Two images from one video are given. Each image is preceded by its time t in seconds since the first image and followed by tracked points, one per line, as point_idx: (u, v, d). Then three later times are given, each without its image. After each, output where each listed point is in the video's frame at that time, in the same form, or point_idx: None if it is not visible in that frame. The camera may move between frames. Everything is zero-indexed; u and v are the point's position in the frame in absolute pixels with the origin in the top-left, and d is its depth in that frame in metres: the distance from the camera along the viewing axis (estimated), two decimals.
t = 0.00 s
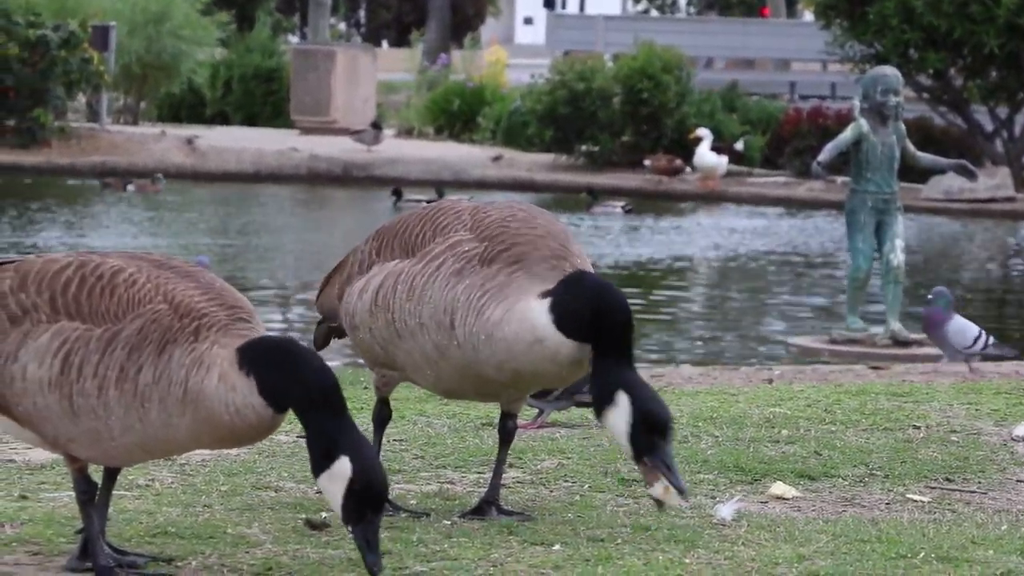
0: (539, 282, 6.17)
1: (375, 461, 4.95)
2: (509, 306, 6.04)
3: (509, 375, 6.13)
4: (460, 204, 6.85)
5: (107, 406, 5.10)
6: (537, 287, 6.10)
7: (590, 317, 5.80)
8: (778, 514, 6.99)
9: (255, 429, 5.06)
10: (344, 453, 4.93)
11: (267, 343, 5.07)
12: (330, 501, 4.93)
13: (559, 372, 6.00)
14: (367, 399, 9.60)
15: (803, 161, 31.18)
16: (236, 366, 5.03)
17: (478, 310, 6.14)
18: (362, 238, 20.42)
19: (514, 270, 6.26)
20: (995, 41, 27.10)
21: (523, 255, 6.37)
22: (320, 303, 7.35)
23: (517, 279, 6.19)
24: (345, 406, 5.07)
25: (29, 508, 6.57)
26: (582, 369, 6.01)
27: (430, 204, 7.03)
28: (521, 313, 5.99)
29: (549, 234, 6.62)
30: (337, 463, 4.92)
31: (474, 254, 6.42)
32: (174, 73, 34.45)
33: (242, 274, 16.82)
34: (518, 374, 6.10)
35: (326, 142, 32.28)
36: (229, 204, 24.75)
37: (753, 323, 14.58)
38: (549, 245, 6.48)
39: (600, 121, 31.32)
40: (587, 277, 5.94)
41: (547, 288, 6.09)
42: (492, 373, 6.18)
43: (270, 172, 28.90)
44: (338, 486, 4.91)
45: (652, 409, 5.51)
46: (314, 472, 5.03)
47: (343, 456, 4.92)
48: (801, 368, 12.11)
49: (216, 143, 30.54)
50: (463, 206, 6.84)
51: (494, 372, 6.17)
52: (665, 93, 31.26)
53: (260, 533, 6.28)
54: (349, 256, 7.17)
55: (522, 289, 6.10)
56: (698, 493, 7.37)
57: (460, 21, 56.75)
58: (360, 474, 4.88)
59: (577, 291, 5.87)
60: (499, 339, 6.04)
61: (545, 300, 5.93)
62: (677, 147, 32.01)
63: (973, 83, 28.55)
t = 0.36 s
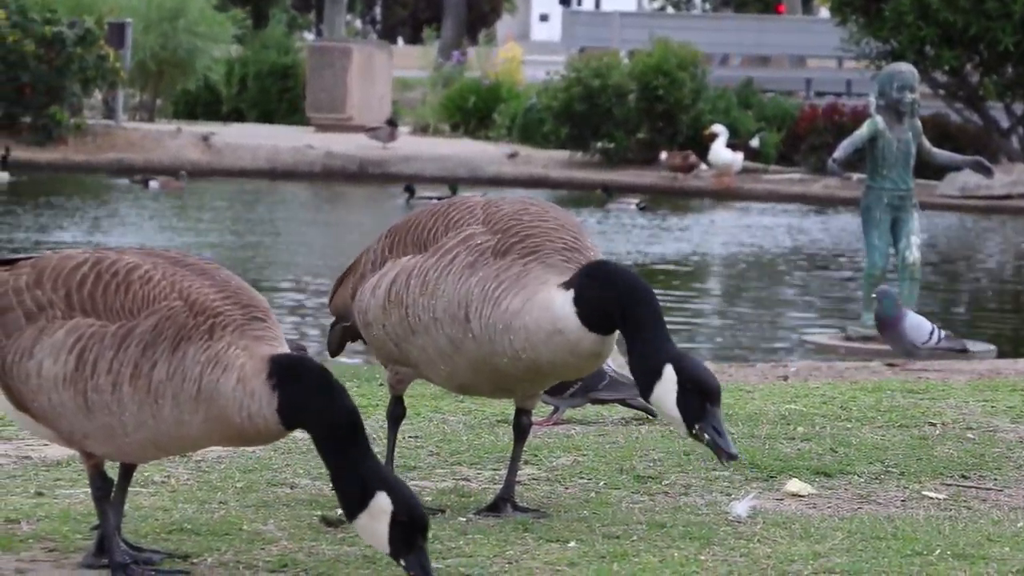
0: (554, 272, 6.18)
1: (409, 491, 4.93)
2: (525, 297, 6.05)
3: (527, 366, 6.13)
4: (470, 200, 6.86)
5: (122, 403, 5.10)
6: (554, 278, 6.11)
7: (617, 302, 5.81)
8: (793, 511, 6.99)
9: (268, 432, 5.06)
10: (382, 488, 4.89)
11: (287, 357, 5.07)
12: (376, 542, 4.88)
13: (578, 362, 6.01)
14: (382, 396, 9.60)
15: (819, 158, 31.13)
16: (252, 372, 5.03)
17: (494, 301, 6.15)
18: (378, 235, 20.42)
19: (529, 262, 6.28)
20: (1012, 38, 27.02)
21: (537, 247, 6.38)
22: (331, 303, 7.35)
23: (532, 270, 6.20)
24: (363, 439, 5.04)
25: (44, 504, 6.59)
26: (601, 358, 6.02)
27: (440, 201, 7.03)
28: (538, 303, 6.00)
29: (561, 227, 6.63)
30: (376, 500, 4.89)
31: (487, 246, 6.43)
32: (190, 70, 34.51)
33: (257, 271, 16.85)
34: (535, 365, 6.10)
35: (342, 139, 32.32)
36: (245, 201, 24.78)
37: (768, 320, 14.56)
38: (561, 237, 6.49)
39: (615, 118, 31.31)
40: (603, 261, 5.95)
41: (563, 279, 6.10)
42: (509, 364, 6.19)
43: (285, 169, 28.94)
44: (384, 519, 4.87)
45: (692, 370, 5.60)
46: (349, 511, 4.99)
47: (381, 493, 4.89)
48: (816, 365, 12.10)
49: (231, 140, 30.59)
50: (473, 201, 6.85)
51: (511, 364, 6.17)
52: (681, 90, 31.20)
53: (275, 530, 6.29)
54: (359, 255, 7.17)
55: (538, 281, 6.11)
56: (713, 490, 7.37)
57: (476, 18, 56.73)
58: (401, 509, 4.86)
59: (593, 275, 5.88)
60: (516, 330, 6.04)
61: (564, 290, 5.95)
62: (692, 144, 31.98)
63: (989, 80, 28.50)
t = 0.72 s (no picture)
0: (566, 274, 6.18)
1: (373, 440, 4.94)
2: (537, 298, 6.05)
3: (539, 368, 6.14)
4: (488, 199, 6.87)
5: (136, 401, 5.10)
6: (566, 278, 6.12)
7: (619, 291, 5.80)
8: (805, 508, 6.99)
9: (281, 422, 5.02)
10: (337, 436, 4.94)
11: (291, 331, 5.01)
12: (332, 481, 4.98)
13: (590, 363, 6.01)
14: (393, 394, 9.62)
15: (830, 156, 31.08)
16: (256, 357, 4.98)
17: (506, 303, 6.15)
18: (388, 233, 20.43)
19: (542, 264, 6.28)
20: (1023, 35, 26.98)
21: (551, 248, 6.39)
22: (345, 297, 7.36)
23: (546, 272, 6.20)
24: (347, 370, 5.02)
25: (57, 502, 6.62)
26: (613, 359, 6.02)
27: (456, 200, 7.04)
28: (549, 303, 6.00)
29: (576, 229, 6.63)
30: (334, 445, 4.95)
31: (502, 248, 6.43)
32: (201, 68, 34.55)
33: (268, 270, 16.86)
34: (547, 366, 6.11)
35: (353, 138, 32.36)
36: (256, 198, 24.78)
37: (778, 318, 14.56)
38: (576, 239, 6.49)
39: (625, 116, 31.31)
40: (613, 260, 5.95)
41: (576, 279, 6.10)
42: (521, 366, 6.20)
43: (296, 167, 28.96)
44: (338, 463, 4.95)
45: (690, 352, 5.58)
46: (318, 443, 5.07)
47: (337, 439, 4.93)
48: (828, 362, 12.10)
49: (242, 138, 30.63)
50: (491, 200, 6.86)
51: (523, 365, 6.18)
52: (692, 89, 31.13)
53: (285, 527, 6.31)
54: (375, 250, 7.18)
55: (549, 282, 6.11)
56: (725, 487, 7.38)
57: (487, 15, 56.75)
58: (355, 461, 4.90)
59: (601, 273, 5.88)
60: (528, 331, 6.05)
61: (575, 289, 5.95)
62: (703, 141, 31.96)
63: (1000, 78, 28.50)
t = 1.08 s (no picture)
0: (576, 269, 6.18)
1: (369, 440, 4.93)
2: (545, 292, 6.04)
3: (549, 362, 6.13)
4: (497, 198, 6.87)
5: (145, 399, 5.10)
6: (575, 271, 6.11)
7: (615, 260, 5.83)
8: (812, 509, 6.99)
9: (288, 420, 5.02)
10: (332, 432, 4.92)
11: (299, 328, 5.00)
12: (323, 472, 4.97)
13: (600, 356, 5.99)
14: (399, 394, 9.61)
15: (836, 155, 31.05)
16: (264, 357, 4.98)
17: (515, 300, 6.15)
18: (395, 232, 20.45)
19: (551, 260, 6.28)
20: None
21: (561, 245, 6.38)
22: (353, 298, 7.36)
23: (556, 267, 6.19)
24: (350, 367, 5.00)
25: (63, 501, 6.63)
26: (624, 352, 6.01)
27: (466, 199, 7.04)
28: (558, 296, 5.99)
29: (586, 227, 6.62)
30: (329, 440, 4.93)
31: (511, 245, 6.43)
32: (207, 68, 34.58)
33: (275, 269, 16.88)
34: (558, 361, 6.09)
35: (359, 137, 32.38)
36: (262, 198, 24.78)
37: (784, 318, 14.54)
38: (586, 235, 6.48)
39: (632, 115, 31.34)
40: (616, 238, 5.97)
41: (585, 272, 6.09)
42: (531, 361, 6.18)
43: (302, 166, 28.98)
44: (332, 459, 4.94)
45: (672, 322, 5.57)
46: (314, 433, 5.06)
47: (332, 435, 4.92)
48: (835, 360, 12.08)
49: (248, 138, 30.64)
50: (500, 200, 6.86)
51: (533, 361, 6.17)
52: (699, 88, 31.06)
53: (292, 527, 6.32)
54: (384, 251, 7.18)
55: (558, 277, 6.10)
56: (731, 487, 7.37)
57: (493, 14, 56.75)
58: (348, 458, 4.89)
59: (602, 249, 5.92)
60: (537, 325, 6.03)
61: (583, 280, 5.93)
62: (710, 140, 31.95)
63: (1007, 78, 28.50)
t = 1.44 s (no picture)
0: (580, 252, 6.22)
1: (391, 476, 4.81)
2: (550, 273, 6.07)
3: (560, 348, 6.12)
4: (499, 197, 6.90)
5: (149, 398, 5.10)
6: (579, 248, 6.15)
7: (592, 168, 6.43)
8: (818, 508, 6.98)
9: (293, 423, 5.03)
10: (357, 464, 4.80)
11: (308, 337, 5.03)
12: (340, 509, 4.80)
13: (610, 332, 6.01)
14: (405, 393, 9.61)
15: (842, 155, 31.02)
16: (270, 361, 4.99)
17: (521, 288, 6.15)
18: (401, 232, 20.46)
19: (554, 246, 6.31)
20: None
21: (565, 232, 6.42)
22: (361, 302, 7.37)
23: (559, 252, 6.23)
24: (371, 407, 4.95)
25: (69, 502, 6.63)
26: (633, 326, 6.05)
27: (468, 200, 7.06)
28: (563, 274, 6.02)
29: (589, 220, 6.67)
30: (351, 473, 4.80)
31: (515, 239, 6.46)
32: (213, 68, 34.61)
33: (281, 270, 16.88)
34: (569, 344, 6.09)
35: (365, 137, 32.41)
36: (269, 198, 24.79)
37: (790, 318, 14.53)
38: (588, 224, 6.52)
39: (638, 115, 31.36)
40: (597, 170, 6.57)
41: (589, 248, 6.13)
42: (542, 350, 6.17)
43: (308, 166, 29.00)
44: (352, 493, 4.78)
45: (647, 167, 6.16)
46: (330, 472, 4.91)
47: (356, 467, 4.79)
48: (843, 362, 12.06)
49: (254, 138, 30.66)
50: (502, 198, 6.89)
51: (545, 349, 6.16)
52: (705, 87, 31.13)
53: (298, 527, 6.32)
54: (388, 256, 7.18)
55: (561, 258, 6.14)
56: (738, 487, 7.37)
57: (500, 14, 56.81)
58: (370, 488, 4.75)
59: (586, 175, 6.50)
60: (544, 307, 6.04)
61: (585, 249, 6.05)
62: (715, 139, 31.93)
63: (1014, 77, 28.46)
